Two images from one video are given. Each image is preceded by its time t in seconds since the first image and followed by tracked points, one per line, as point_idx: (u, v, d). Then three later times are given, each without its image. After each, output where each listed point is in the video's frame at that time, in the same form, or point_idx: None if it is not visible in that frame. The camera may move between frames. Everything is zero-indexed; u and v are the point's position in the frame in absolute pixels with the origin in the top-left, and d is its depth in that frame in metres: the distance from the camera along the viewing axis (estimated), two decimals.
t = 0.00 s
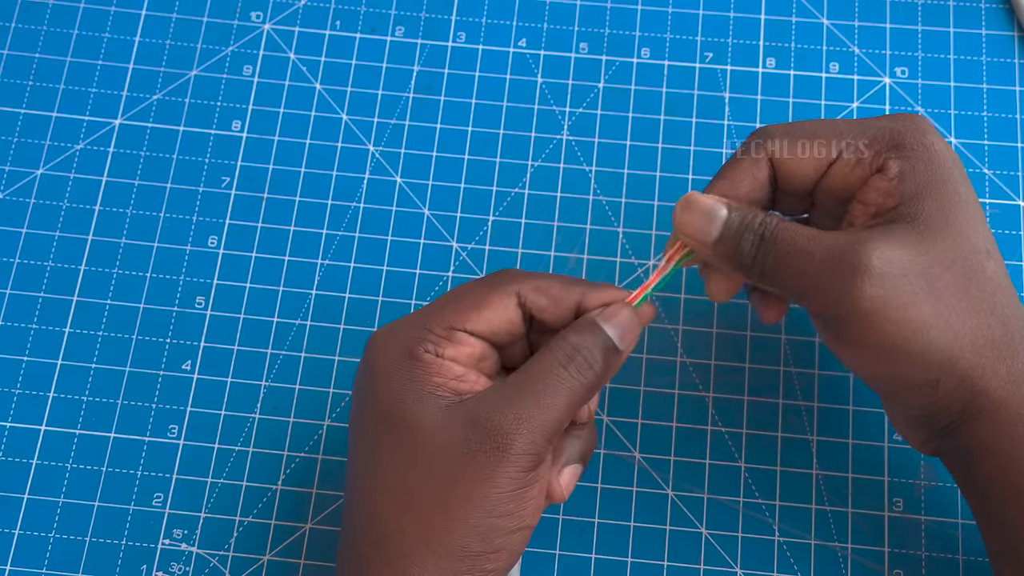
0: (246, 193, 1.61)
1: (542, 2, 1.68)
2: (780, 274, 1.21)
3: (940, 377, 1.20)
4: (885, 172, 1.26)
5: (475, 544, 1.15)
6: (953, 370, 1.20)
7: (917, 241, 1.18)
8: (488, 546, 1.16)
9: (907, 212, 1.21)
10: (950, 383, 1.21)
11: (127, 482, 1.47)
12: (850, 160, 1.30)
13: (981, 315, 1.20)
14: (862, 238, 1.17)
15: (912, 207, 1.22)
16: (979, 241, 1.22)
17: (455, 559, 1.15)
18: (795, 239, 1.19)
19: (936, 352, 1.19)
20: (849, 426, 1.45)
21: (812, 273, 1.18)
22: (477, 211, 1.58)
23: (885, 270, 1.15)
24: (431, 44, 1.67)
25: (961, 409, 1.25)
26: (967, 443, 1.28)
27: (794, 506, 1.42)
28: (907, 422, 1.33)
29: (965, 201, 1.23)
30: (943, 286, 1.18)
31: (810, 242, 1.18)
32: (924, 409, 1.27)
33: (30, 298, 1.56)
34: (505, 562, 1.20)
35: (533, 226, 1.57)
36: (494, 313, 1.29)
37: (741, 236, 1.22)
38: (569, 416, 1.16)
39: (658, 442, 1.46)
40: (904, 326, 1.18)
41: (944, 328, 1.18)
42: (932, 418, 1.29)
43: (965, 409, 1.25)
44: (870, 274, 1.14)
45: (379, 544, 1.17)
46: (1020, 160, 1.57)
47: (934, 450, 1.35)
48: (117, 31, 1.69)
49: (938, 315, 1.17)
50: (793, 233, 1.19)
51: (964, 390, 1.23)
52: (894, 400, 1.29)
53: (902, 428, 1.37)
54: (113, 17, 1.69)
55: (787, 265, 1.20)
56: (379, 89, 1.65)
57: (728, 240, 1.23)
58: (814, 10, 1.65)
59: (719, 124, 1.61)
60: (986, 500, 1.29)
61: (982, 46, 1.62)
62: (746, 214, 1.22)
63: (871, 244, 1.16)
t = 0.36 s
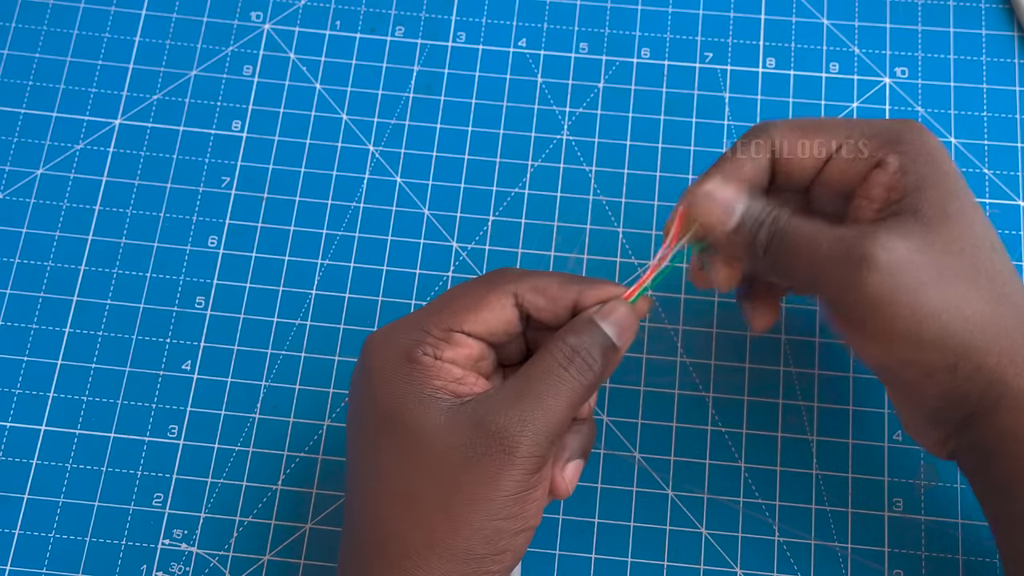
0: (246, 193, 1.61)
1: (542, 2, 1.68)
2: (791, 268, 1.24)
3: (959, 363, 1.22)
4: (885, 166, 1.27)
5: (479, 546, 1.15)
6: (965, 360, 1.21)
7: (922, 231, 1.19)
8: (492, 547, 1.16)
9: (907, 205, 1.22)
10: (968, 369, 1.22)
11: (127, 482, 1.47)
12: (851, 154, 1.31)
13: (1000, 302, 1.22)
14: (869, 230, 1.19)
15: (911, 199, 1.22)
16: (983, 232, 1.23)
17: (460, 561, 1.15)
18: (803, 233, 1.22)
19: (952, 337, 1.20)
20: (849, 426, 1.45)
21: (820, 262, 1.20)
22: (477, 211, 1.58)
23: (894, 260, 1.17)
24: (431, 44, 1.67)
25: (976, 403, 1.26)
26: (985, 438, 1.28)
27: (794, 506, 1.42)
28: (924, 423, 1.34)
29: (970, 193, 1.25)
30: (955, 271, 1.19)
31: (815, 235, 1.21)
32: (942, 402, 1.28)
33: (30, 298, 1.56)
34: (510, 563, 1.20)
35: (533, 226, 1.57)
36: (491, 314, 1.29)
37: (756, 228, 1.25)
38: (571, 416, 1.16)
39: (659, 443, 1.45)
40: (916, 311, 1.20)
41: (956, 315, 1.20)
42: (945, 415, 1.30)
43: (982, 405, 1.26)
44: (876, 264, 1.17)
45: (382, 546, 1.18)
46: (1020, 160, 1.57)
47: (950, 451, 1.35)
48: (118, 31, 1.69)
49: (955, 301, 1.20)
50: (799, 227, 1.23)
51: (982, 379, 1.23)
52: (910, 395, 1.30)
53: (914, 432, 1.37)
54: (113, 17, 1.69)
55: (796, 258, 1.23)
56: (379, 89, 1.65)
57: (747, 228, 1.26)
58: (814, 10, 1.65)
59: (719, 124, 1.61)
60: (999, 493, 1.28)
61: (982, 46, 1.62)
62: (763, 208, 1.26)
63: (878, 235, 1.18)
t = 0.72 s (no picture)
0: (246, 193, 1.61)
1: (542, 2, 1.68)
2: (781, 286, 1.31)
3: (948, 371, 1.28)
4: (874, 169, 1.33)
5: (481, 546, 1.15)
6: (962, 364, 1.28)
7: (924, 244, 1.26)
8: (494, 547, 1.16)
9: (908, 211, 1.30)
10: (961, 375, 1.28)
11: (127, 482, 1.47)
12: (845, 142, 1.37)
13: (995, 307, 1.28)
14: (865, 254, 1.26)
15: (916, 207, 1.30)
16: (972, 237, 1.30)
17: (463, 562, 1.15)
18: (802, 256, 1.28)
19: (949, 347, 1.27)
20: (849, 426, 1.45)
21: (821, 291, 1.27)
22: (477, 211, 1.58)
23: (892, 284, 1.25)
24: (431, 44, 1.67)
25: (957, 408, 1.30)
26: (985, 443, 1.30)
27: (794, 506, 1.42)
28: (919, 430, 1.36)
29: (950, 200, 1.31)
30: (940, 284, 1.26)
31: (819, 272, 1.27)
32: (930, 413, 1.32)
33: (30, 298, 1.56)
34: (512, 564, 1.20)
35: (533, 226, 1.57)
36: (488, 314, 1.29)
37: (744, 258, 1.31)
38: (571, 415, 1.17)
39: (659, 443, 1.45)
40: (912, 324, 1.26)
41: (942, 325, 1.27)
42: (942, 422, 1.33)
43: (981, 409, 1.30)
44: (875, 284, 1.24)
45: (383, 548, 1.17)
46: (1020, 160, 1.57)
47: (944, 457, 1.36)
48: (118, 31, 1.69)
49: (952, 310, 1.26)
50: (797, 249, 1.28)
51: (988, 385, 1.28)
52: (907, 405, 1.34)
53: (912, 442, 1.38)
54: (113, 17, 1.69)
55: (795, 279, 1.29)
56: (379, 90, 1.65)
57: (732, 262, 1.32)
58: (814, 9, 1.65)
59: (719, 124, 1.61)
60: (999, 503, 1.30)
61: (982, 46, 1.62)
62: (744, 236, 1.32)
63: (878, 256, 1.25)
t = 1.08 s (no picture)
0: (246, 193, 1.61)
1: (542, 2, 1.68)
2: (754, 279, 1.22)
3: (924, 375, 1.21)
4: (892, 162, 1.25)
5: (470, 544, 1.15)
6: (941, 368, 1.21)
7: (907, 244, 1.18)
8: (483, 546, 1.16)
9: (909, 212, 1.21)
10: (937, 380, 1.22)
11: (126, 482, 1.47)
12: (878, 132, 1.29)
13: (972, 311, 1.20)
14: (842, 254, 1.16)
15: (911, 206, 1.21)
16: (973, 241, 1.22)
17: (451, 559, 1.15)
18: (780, 255, 1.18)
19: (922, 351, 1.19)
20: (849, 425, 1.45)
21: (792, 284, 1.18)
22: (477, 211, 1.58)
23: (870, 284, 1.16)
24: (431, 44, 1.67)
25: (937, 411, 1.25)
26: (955, 445, 1.28)
27: (794, 506, 1.42)
28: (892, 425, 1.34)
29: (964, 203, 1.22)
30: (925, 285, 1.18)
31: (789, 263, 1.18)
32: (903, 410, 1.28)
33: (30, 298, 1.56)
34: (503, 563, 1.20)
35: (533, 226, 1.57)
36: (504, 306, 1.30)
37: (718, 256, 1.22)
38: (564, 412, 1.16)
39: (658, 442, 1.45)
40: (886, 324, 1.18)
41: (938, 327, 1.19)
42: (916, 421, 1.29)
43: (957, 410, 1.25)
44: (850, 286, 1.15)
45: (376, 540, 1.18)
46: (1020, 160, 1.57)
47: (919, 453, 1.35)
48: (118, 31, 1.69)
49: (929, 315, 1.18)
50: (775, 247, 1.18)
51: (960, 386, 1.23)
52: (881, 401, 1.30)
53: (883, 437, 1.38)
54: (113, 17, 1.69)
55: (766, 281, 1.20)
56: (379, 90, 1.65)
57: (705, 257, 1.24)
58: (814, 10, 1.65)
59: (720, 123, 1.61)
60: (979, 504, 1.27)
61: (982, 46, 1.62)
62: (716, 232, 1.22)
63: (855, 256, 1.16)
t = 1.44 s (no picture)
0: (246, 193, 1.61)
1: (542, 2, 1.68)
2: (756, 284, 1.21)
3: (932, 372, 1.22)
4: (885, 163, 1.25)
5: (467, 535, 1.14)
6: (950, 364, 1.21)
7: (908, 244, 1.18)
8: (480, 537, 1.15)
9: (905, 213, 1.20)
10: (947, 376, 1.22)
11: (126, 482, 1.47)
12: (868, 131, 1.29)
13: (987, 308, 1.21)
14: (845, 254, 1.16)
15: (907, 207, 1.20)
16: (972, 240, 1.21)
17: (449, 549, 1.14)
18: (780, 258, 1.17)
19: (934, 348, 1.19)
20: (849, 425, 1.45)
21: (794, 289, 1.18)
22: (477, 212, 1.58)
23: (875, 285, 1.15)
24: (431, 44, 1.67)
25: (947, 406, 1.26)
26: (967, 441, 1.29)
27: (794, 506, 1.42)
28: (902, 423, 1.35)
29: (960, 202, 1.22)
30: (929, 284, 1.18)
31: (791, 267, 1.17)
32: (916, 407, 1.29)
33: (30, 298, 1.56)
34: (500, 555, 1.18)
35: (533, 226, 1.57)
36: (496, 301, 1.30)
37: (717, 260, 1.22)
38: (563, 403, 1.15)
39: (659, 443, 1.45)
40: (894, 322, 1.18)
41: (949, 321, 1.19)
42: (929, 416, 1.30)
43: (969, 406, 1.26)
44: (854, 289, 1.15)
45: (375, 531, 1.17)
46: (1020, 160, 1.57)
47: (931, 450, 1.35)
48: (118, 31, 1.69)
49: (944, 309, 1.19)
50: (775, 251, 1.17)
51: (969, 382, 1.23)
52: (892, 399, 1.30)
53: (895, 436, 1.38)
54: (113, 17, 1.69)
55: (767, 283, 1.20)
56: (379, 90, 1.65)
57: (705, 261, 1.23)
58: (814, 10, 1.65)
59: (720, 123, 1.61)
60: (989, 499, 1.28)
61: (982, 46, 1.62)
62: (715, 236, 1.21)
63: (859, 258, 1.15)
